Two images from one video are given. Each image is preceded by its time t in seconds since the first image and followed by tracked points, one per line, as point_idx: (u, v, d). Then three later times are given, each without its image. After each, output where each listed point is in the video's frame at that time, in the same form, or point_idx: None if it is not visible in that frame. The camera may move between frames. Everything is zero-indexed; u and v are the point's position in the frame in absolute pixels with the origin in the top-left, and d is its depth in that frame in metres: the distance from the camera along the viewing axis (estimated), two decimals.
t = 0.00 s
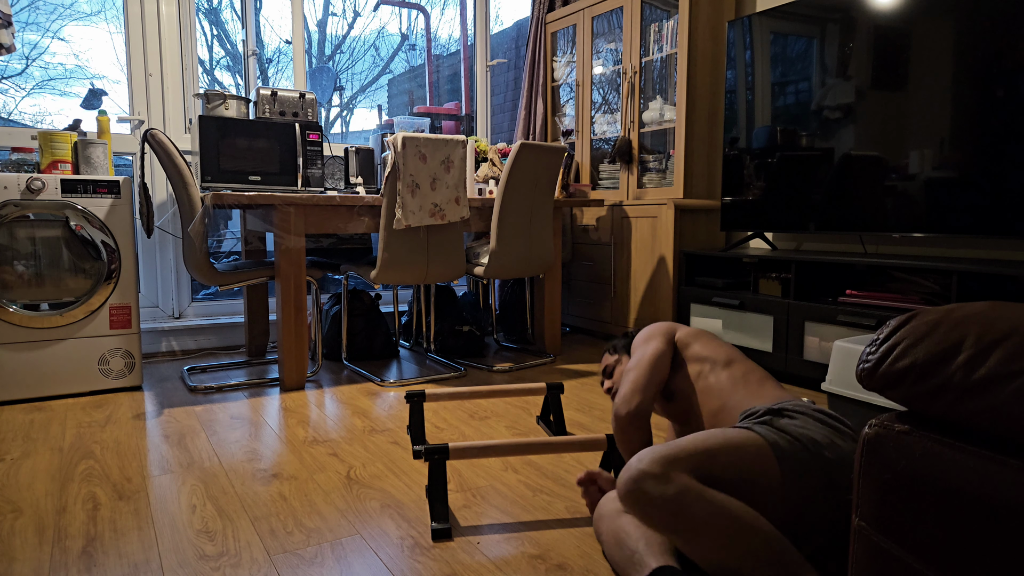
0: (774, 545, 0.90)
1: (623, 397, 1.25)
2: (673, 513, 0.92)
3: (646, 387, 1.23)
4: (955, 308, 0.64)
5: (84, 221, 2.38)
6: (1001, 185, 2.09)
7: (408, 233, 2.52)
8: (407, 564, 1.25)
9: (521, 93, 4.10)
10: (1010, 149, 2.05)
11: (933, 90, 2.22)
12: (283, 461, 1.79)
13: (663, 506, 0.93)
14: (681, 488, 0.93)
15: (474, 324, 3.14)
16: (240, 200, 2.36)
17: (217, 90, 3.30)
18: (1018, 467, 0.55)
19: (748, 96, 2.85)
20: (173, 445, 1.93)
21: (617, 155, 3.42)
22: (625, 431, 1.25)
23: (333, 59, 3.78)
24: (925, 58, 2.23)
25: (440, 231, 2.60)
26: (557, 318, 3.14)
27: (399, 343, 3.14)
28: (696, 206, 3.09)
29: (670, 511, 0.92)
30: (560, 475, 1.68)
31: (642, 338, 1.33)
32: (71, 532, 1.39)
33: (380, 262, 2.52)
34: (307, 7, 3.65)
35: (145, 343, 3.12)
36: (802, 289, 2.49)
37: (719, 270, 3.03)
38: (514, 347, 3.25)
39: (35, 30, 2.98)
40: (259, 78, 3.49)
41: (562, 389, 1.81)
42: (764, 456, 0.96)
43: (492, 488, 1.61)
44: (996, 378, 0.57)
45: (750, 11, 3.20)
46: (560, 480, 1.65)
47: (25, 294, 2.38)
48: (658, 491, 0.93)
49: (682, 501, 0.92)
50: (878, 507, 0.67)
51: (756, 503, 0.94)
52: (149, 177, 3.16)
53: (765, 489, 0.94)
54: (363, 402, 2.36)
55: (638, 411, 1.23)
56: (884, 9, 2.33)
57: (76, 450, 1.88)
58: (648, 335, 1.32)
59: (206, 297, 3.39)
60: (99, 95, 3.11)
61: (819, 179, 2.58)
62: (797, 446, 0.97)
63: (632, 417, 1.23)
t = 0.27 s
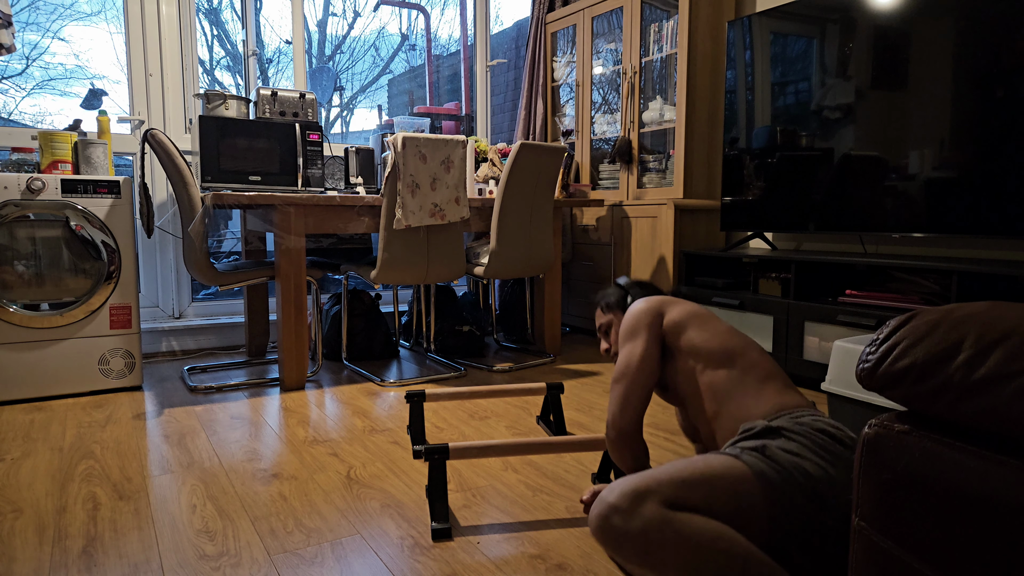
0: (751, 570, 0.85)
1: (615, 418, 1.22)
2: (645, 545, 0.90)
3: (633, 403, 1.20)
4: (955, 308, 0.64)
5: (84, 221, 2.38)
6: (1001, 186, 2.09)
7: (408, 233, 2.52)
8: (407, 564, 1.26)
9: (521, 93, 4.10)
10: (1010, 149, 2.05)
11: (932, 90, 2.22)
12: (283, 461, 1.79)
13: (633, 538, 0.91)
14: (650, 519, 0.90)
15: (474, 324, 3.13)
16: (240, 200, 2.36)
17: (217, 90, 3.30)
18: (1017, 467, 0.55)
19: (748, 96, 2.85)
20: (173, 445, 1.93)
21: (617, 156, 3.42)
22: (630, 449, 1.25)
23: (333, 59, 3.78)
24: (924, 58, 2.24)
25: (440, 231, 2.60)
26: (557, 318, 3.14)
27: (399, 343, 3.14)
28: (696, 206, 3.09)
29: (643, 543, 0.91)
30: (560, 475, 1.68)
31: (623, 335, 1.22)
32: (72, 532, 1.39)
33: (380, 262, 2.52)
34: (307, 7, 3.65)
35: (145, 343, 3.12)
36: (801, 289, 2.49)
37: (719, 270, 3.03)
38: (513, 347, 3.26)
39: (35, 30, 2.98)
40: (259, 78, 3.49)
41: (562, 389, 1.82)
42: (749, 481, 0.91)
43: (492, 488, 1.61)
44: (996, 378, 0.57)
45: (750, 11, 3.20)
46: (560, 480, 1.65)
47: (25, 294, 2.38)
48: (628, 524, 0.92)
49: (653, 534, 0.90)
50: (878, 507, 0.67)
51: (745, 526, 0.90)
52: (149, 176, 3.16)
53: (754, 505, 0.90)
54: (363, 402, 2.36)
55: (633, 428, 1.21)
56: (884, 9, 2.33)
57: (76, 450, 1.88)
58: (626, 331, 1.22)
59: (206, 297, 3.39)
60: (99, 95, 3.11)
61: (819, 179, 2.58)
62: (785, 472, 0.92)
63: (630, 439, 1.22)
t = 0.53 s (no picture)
0: None
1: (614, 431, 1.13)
2: None
3: (629, 412, 1.09)
4: (954, 308, 0.64)
5: (84, 221, 2.38)
6: (1001, 186, 2.09)
7: (408, 233, 2.52)
8: (407, 564, 1.26)
9: (521, 93, 4.10)
10: (1011, 149, 2.05)
11: (932, 90, 2.22)
12: (283, 461, 1.79)
13: None
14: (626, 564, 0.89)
15: (474, 324, 3.13)
16: (240, 200, 2.36)
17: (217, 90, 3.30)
18: (1017, 467, 0.55)
19: (748, 96, 2.85)
20: (173, 445, 1.93)
21: (617, 156, 3.42)
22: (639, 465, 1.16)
23: (333, 59, 3.78)
24: (924, 58, 2.24)
25: (440, 231, 2.60)
26: (557, 318, 3.14)
27: (399, 343, 3.14)
28: (696, 206, 3.09)
29: None
30: (560, 475, 1.68)
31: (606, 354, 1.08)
32: (72, 532, 1.39)
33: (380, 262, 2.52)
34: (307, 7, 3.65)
35: (145, 343, 3.12)
36: (801, 289, 2.49)
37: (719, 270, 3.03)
38: (513, 347, 3.26)
39: (35, 30, 2.98)
40: (259, 78, 3.49)
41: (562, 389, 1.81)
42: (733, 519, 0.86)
43: (492, 488, 1.61)
44: (996, 378, 0.57)
45: (750, 11, 3.20)
46: (560, 480, 1.65)
47: (25, 295, 2.38)
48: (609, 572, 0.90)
49: None
50: (878, 507, 0.67)
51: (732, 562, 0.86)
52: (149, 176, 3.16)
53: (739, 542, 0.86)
54: (363, 402, 2.36)
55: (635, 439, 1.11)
56: (884, 9, 2.33)
57: (76, 450, 1.88)
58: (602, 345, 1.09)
59: (206, 297, 3.38)
60: (99, 95, 3.11)
61: (819, 178, 2.58)
62: (777, 510, 0.85)
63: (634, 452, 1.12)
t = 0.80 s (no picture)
0: None
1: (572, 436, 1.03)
2: None
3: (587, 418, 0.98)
4: (955, 308, 0.64)
5: (84, 221, 2.38)
6: (1001, 185, 2.09)
7: (408, 233, 2.52)
8: (407, 564, 1.26)
9: (521, 93, 4.11)
10: (1011, 149, 2.05)
11: (932, 90, 2.22)
12: (283, 461, 1.79)
13: None
14: None
15: (474, 324, 3.13)
16: (240, 200, 2.36)
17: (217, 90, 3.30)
18: (1017, 467, 0.55)
19: (748, 96, 2.85)
20: (173, 445, 1.93)
21: (617, 156, 3.42)
22: (614, 472, 1.10)
23: (333, 59, 3.78)
24: (924, 58, 2.24)
25: (440, 231, 2.60)
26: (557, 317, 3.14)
27: (399, 343, 3.14)
28: (696, 206, 3.09)
29: None
30: (560, 475, 1.68)
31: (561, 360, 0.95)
32: (72, 532, 1.39)
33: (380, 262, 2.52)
34: (307, 7, 3.65)
35: (145, 343, 3.12)
36: (801, 288, 2.49)
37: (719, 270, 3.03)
38: (513, 347, 3.26)
39: (35, 30, 2.99)
40: (259, 78, 3.49)
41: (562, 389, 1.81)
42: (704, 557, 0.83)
43: (492, 488, 1.61)
44: (997, 378, 0.56)
45: (750, 11, 3.20)
46: (559, 480, 1.65)
47: (25, 294, 2.38)
48: None
49: None
50: (878, 507, 0.67)
51: None
52: (149, 177, 3.16)
53: None
54: (363, 402, 2.36)
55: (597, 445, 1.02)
56: (884, 9, 2.33)
57: (77, 450, 1.89)
58: (555, 353, 0.95)
59: (206, 297, 3.39)
60: (99, 95, 3.11)
61: (819, 178, 2.58)
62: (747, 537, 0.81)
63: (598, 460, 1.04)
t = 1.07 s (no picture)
0: None
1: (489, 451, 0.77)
2: None
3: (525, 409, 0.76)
4: (955, 308, 0.64)
5: (84, 221, 2.38)
6: (1001, 186, 2.09)
7: (408, 233, 2.52)
8: (407, 564, 1.25)
9: (522, 93, 4.11)
10: (1010, 149, 2.05)
11: (933, 90, 2.22)
12: (283, 461, 1.79)
13: None
14: None
15: (474, 324, 3.13)
16: (240, 200, 2.36)
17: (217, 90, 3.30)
18: (1017, 467, 0.55)
19: (748, 96, 2.85)
20: (173, 445, 1.93)
21: (617, 156, 3.42)
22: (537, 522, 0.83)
23: (333, 59, 3.78)
24: (924, 58, 2.24)
25: (440, 231, 2.60)
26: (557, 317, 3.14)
27: (399, 343, 3.14)
28: (696, 206, 3.09)
29: None
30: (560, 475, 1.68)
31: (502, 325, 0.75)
32: (72, 532, 1.39)
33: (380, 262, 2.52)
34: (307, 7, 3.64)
35: (145, 343, 3.12)
36: (801, 288, 2.49)
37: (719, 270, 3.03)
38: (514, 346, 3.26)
39: (35, 30, 2.99)
40: (259, 78, 3.48)
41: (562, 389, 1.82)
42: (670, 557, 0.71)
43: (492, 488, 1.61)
44: (996, 378, 0.56)
45: (750, 11, 3.20)
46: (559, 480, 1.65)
47: (25, 294, 2.38)
48: None
49: None
50: (878, 507, 0.67)
51: None
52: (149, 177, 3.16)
53: None
54: (363, 402, 2.36)
55: (520, 464, 0.77)
56: (884, 9, 2.33)
57: (76, 450, 1.88)
58: (497, 318, 0.75)
59: (206, 297, 3.38)
60: (99, 95, 3.11)
61: (819, 178, 2.58)
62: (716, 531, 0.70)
63: (518, 490, 0.77)
